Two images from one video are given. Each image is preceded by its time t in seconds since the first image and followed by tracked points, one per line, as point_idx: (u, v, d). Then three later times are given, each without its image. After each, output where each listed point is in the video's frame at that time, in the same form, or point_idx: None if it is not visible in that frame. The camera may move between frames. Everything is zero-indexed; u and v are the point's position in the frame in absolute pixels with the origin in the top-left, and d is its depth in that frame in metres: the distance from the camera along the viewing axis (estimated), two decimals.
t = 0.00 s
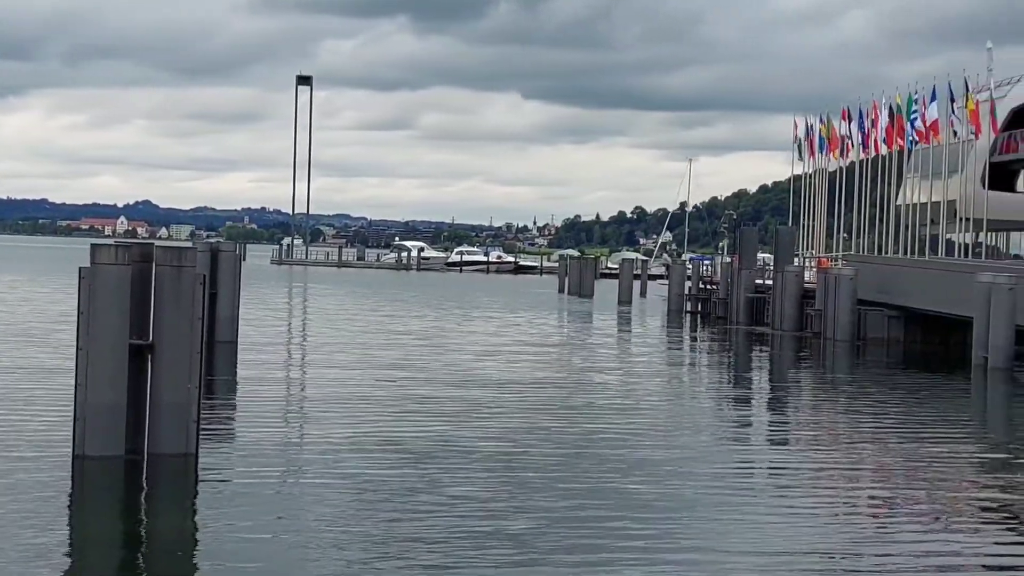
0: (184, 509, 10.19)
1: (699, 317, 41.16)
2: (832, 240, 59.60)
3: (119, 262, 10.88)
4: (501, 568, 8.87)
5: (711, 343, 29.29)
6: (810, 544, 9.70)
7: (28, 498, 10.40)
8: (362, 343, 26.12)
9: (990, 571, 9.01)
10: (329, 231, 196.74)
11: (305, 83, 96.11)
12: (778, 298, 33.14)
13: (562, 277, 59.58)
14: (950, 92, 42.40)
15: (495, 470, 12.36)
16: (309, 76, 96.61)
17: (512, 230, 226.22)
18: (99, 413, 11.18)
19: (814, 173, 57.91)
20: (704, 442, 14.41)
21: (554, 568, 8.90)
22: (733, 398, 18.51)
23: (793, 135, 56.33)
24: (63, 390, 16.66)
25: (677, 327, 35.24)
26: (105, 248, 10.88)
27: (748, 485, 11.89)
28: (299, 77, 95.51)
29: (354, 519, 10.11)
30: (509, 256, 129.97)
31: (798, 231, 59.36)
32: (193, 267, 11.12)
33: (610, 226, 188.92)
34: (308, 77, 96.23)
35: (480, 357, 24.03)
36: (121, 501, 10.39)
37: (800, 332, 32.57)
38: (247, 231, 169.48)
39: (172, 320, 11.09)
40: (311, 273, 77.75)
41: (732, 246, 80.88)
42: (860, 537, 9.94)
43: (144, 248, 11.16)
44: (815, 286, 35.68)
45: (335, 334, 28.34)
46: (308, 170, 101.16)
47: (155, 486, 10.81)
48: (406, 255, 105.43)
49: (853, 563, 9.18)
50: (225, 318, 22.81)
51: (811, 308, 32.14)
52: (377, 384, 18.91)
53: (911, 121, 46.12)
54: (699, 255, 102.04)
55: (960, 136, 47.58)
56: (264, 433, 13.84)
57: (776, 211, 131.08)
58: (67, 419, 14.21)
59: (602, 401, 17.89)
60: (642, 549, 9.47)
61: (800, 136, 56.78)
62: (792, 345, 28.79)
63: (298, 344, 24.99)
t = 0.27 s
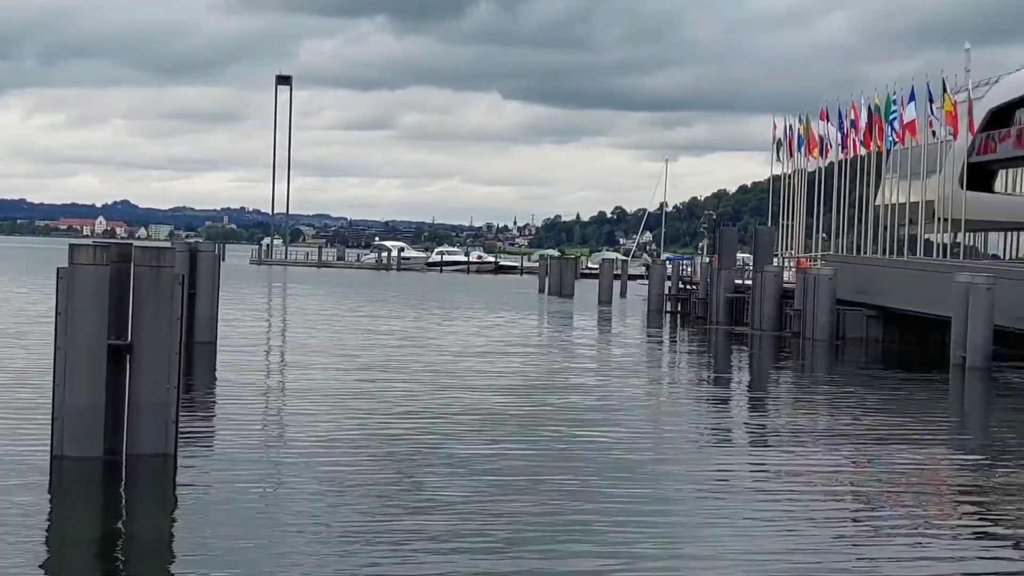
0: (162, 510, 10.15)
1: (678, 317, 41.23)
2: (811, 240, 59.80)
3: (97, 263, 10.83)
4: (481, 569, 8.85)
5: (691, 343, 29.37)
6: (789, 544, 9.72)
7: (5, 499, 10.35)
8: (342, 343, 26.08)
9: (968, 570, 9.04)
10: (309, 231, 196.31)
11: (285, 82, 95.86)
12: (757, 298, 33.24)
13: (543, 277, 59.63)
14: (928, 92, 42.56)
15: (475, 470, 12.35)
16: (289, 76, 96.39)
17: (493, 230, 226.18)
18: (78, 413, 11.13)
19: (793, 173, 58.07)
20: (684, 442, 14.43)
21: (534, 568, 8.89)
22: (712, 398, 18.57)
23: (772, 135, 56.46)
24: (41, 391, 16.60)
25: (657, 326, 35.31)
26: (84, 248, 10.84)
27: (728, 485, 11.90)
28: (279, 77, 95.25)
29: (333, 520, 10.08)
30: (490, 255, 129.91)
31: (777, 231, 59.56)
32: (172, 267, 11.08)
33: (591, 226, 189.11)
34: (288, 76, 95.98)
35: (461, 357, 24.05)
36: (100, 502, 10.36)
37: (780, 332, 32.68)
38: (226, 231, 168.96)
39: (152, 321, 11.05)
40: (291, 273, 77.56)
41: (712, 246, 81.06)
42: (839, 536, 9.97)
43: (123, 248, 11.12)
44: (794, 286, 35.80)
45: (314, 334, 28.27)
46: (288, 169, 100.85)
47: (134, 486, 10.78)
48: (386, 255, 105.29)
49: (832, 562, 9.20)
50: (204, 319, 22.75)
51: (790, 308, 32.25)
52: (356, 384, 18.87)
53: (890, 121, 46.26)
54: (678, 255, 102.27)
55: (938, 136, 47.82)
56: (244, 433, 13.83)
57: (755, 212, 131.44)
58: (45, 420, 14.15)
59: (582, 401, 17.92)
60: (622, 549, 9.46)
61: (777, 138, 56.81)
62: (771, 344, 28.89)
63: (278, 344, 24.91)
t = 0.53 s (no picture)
0: (122, 511, 10.12)
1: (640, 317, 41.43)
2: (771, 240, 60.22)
3: (56, 263, 10.76)
4: (445, 570, 8.88)
5: (652, 343, 29.50)
6: (750, 543, 9.80)
7: None
8: (303, 344, 26.03)
9: (924, 568, 9.16)
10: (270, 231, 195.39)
11: (246, 82, 95.43)
12: (718, 298, 33.43)
13: (505, 277, 59.72)
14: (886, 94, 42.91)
15: (437, 470, 12.38)
16: (249, 75, 95.90)
17: (455, 230, 226.03)
18: (37, 415, 11.06)
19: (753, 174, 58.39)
20: (646, 441, 14.52)
21: (496, 569, 8.93)
22: (674, 398, 18.68)
23: (733, 136, 56.81)
24: None
25: (619, 326, 35.47)
26: (43, 248, 10.77)
27: (690, 484, 11.98)
28: (240, 77, 94.81)
29: (294, 521, 10.06)
30: (452, 255, 129.82)
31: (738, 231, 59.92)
32: (132, 267, 11.04)
33: (553, 227, 189.39)
34: (249, 76, 95.46)
35: (423, 358, 24.06)
36: (60, 503, 10.31)
37: (741, 332, 32.88)
38: (186, 231, 167.89)
39: (112, 321, 11.00)
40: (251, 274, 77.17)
41: (673, 246, 81.42)
42: (799, 534, 10.07)
43: (82, 248, 11.06)
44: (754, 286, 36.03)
45: (276, 335, 28.19)
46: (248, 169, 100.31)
47: (94, 487, 10.74)
48: (348, 255, 105.00)
49: (792, 561, 9.29)
50: (165, 320, 22.63)
51: (750, 308, 32.47)
52: (318, 385, 18.85)
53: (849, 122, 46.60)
54: (640, 255, 102.62)
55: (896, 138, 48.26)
56: (205, 434, 13.80)
57: (716, 212, 132.20)
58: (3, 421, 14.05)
59: (544, 401, 17.99)
60: (585, 549, 9.52)
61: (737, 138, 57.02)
62: (732, 344, 29.07)
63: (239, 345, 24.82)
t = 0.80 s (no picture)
0: (103, 511, 10.09)
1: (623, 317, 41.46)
2: (753, 240, 60.38)
3: (36, 263, 10.73)
4: (428, 570, 8.88)
5: (634, 343, 29.55)
6: (731, 543, 9.82)
7: None
8: (285, 344, 26.00)
9: (905, 568, 9.20)
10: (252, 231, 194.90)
11: (227, 81, 95.12)
12: (700, 298, 33.50)
13: (487, 277, 59.71)
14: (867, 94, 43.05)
15: (419, 471, 12.37)
16: (231, 75, 95.60)
17: (437, 230, 225.90)
18: (17, 415, 11.03)
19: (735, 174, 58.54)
20: (628, 441, 14.54)
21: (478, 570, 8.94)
22: (655, 398, 18.73)
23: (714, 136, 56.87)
24: None
25: (601, 327, 35.49)
26: (22, 247, 10.73)
27: (671, 484, 12.01)
28: (221, 76, 94.52)
29: (275, 522, 10.05)
30: (434, 255, 129.73)
31: (719, 231, 60.08)
32: (113, 268, 11.02)
33: (535, 227, 189.48)
34: (230, 75, 95.15)
35: (405, 358, 24.06)
36: (40, 503, 10.29)
37: (722, 332, 32.96)
38: (168, 232, 167.32)
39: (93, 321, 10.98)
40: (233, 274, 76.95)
41: (655, 246, 81.53)
42: (780, 534, 10.11)
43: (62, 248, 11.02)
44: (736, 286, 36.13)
45: (257, 335, 28.12)
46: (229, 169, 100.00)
47: (74, 487, 10.72)
48: (330, 255, 104.82)
49: (773, 561, 9.32)
50: (146, 320, 22.56)
51: (732, 308, 32.55)
52: (299, 385, 18.82)
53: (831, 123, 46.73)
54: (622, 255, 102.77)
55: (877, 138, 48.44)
56: (186, 434, 13.79)
57: (698, 212, 132.47)
58: None
59: (526, 401, 18.02)
60: (567, 549, 9.53)
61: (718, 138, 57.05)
62: (713, 344, 29.13)
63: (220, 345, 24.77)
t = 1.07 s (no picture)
0: (84, 511, 10.08)
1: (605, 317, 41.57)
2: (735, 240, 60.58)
3: (16, 263, 10.68)
4: (410, 570, 8.90)
5: (616, 343, 29.63)
6: (714, 543, 9.86)
7: None
8: (268, 345, 25.98)
9: (887, 567, 9.25)
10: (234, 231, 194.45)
11: (209, 80, 94.88)
12: (682, 298, 33.59)
13: (470, 277, 59.74)
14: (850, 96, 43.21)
15: (402, 471, 12.39)
16: (213, 75, 95.35)
17: (420, 230, 225.85)
18: None
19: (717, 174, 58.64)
20: (610, 441, 14.58)
21: (462, 570, 8.96)
22: (637, 398, 18.80)
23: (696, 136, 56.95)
24: None
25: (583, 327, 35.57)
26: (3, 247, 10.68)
27: (654, 484, 12.05)
28: (204, 76, 94.31)
29: (258, 523, 10.05)
30: (417, 255, 129.70)
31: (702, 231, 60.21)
32: (94, 268, 10.98)
33: (518, 227, 189.62)
34: (213, 74, 94.85)
35: (388, 358, 24.07)
36: (21, 504, 10.25)
37: (704, 331, 33.07)
38: (149, 232, 166.83)
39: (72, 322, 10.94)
40: (215, 274, 76.77)
41: (638, 246, 81.70)
42: (762, 535, 10.15)
43: (43, 248, 10.98)
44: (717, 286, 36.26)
45: (239, 335, 28.09)
46: (211, 168, 99.74)
47: (55, 488, 10.69)
48: (312, 255, 104.71)
49: (756, 561, 9.35)
50: (127, 320, 22.51)
51: (714, 308, 32.65)
52: (282, 385, 18.81)
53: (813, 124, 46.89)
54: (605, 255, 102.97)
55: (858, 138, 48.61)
56: (167, 434, 13.77)
57: (680, 212, 132.81)
58: None
59: (509, 401, 18.06)
60: (550, 550, 9.55)
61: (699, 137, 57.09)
62: (696, 344, 29.25)
63: (203, 345, 24.73)
